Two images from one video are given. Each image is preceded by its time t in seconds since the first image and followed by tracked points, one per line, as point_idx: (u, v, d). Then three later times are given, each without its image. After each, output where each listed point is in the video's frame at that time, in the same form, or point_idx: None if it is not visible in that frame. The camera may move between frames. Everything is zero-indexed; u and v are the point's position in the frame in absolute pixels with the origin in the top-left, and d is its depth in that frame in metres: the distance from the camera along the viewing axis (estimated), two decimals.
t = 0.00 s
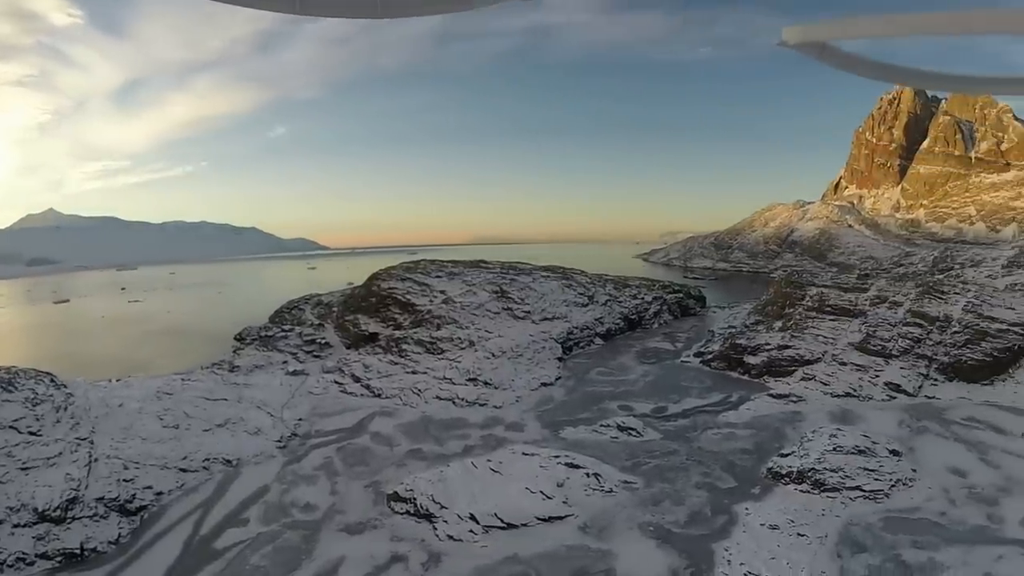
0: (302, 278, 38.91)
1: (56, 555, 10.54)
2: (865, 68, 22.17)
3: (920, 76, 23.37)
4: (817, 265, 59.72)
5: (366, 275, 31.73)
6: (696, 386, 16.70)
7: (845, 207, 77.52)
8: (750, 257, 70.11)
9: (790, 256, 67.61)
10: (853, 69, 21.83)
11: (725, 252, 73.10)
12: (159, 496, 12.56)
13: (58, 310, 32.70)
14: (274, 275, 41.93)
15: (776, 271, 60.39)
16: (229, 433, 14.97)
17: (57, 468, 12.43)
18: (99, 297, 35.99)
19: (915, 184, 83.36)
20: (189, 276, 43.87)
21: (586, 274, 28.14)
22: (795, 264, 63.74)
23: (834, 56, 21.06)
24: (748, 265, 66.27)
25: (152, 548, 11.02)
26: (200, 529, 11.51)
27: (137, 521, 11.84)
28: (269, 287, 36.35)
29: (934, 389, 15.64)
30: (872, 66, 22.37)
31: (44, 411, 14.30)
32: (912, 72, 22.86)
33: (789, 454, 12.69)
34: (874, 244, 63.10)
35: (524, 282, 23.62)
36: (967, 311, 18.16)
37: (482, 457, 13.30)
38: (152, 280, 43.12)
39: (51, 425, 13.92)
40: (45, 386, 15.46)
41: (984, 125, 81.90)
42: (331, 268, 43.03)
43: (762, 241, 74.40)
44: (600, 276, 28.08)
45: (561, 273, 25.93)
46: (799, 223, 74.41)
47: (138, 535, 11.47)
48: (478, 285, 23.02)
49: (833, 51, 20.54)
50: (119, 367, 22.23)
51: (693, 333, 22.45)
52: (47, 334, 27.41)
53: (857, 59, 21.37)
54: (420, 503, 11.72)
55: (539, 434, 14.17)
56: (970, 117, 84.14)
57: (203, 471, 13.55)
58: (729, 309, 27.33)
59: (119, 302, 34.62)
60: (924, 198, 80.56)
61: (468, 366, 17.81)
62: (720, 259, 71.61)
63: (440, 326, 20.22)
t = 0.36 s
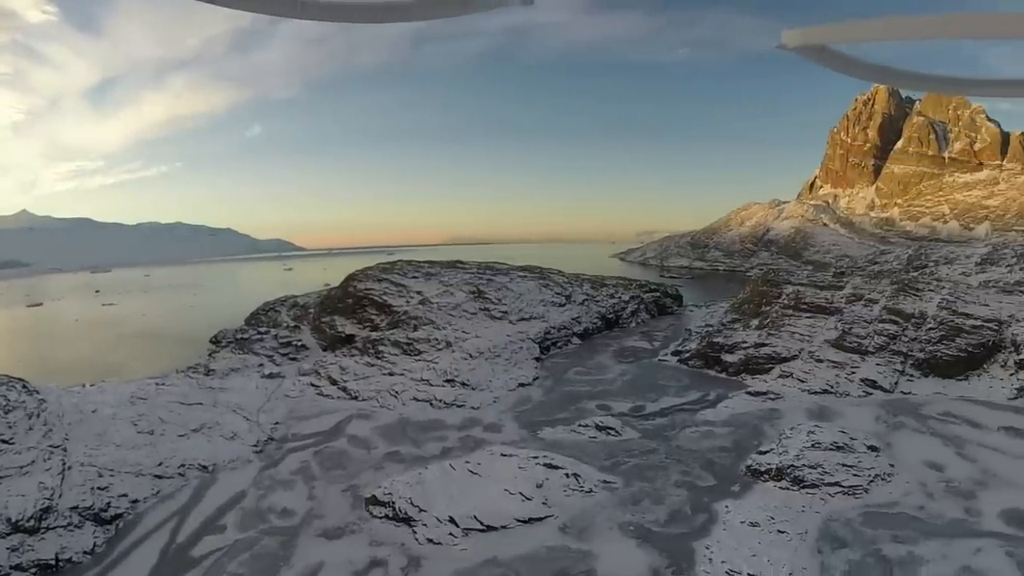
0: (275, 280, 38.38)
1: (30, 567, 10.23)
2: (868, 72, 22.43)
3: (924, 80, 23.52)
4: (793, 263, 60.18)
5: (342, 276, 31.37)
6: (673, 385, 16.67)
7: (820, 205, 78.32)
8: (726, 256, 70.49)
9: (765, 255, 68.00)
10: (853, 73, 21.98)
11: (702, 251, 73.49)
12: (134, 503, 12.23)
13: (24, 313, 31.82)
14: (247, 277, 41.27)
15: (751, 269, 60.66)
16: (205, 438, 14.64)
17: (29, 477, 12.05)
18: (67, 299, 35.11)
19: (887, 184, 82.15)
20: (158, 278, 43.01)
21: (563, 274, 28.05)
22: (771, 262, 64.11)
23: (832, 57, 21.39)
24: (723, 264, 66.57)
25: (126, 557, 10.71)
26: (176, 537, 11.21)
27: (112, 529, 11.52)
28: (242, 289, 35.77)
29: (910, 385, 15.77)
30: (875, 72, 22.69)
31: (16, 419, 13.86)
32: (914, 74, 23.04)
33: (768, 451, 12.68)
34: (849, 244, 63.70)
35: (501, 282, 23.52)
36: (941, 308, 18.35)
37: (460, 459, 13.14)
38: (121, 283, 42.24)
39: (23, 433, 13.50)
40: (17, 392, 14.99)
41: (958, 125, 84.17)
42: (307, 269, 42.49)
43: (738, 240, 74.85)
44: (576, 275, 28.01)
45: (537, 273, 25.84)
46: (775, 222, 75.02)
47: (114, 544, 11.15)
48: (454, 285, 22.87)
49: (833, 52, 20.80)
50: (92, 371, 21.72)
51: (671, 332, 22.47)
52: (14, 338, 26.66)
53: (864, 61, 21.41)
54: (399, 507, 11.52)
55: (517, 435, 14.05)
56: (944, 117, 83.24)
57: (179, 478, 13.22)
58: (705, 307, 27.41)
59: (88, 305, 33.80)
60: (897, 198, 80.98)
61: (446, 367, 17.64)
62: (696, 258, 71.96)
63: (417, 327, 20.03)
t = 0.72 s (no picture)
0: (249, 282, 37.91)
1: None
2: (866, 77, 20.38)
3: (930, 83, 21.34)
4: (767, 262, 60.85)
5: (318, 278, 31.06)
6: (651, 384, 16.65)
7: (794, 205, 79.30)
8: (701, 255, 71.02)
9: (740, 254, 68.63)
10: (852, 77, 19.96)
11: (677, 250, 73.96)
12: (108, 513, 11.88)
13: None
14: (219, 279, 40.71)
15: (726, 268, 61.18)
16: (180, 444, 14.28)
17: None
18: (36, 304, 34.37)
19: (864, 184, 85.59)
20: (128, 282, 42.25)
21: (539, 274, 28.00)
22: (745, 261, 64.71)
23: (833, 62, 18.99)
24: (698, 263, 66.99)
25: (99, 569, 10.38)
26: (151, 546, 10.89)
27: (87, 539, 11.18)
28: (216, 292, 35.26)
29: (885, 380, 15.91)
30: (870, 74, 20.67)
31: None
32: (916, 76, 20.80)
33: (746, 449, 12.69)
34: (823, 242, 64.58)
35: (477, 282, 23.41)
36: (915, 305, 18.53)
37: (438, 461, 12.98)
38: (90, 287, 41.43)
39: None
40: None
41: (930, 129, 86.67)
42: (282, 271, 42.04)
43: (713, 240, 75.45)
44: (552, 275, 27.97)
45: (513, 273, 25.73)
46: (749, 222, 75.74)
47: (88, 555, 10.82)
48: (430, 286, 22.70)
49: (834, 59, 18.37)
50: (66, 376, 21.27)
51: (647, 331, 22.50)
52: None
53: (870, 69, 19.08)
54: (377, 511, 11.29)
55: (494, 436, 13.94)
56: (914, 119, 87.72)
57: (154, 486, 12.86)
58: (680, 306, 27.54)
59: (58, 309, 33.04)
60: (872, 198, 83.30)
61: (422, 368, 17.48)
62: (671, 257, 72.41)
63: (393, 328, 19.83)
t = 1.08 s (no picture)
0: (220, 285, 37.35)
1: None
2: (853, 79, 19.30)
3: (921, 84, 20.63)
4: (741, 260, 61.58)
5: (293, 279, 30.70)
6: (627, 383, 16.64)
7: (768, 205, 80.34)
8: (677, 254, 71.47)
9: (716, 252, 69.23)
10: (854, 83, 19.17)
11: (653, 249, 74.28)
12: (82, 522, 11.48)
13: None
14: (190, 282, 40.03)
15: (702, 267, 61.66)
16: (154, 450, 13.91)
17: None
18: None
19: (836, 184, 86.68)
20: (95, 286, 41.38)
21: (516, 274, 27.94)
22: (721, 259, 65.24)
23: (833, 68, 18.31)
24: (674, 262, 67.33)
25: None
26: (125, 556, 10.54)
27: (61, 551, 10.79)
28: (187, 295, 34.68)
29: (860, 376, 16.06)
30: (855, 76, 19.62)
31: None
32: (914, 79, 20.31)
33: (724, 447, 12.69)
34: (798, 240, 65.41)
35: (452, 283, 23.29)
36: (889, 302, 18.71)
37: (416, 464, 12.81)
38: (54, 290, 40.46)
39: None
40: None
41: (902, 127, 86.89)
42: (256, 273, 41.55)
43: (688, 239, 75.89)
44: (528, 275, 27.93)
45: (490, 274, 25.62)
46: (724, 221, 76.40)
47: (62, 566, 10.44)
48: (406, 287, 22.52)
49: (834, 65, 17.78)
50: (36, 381, 20.75)
51: (623, 330, 22.53)
52: None
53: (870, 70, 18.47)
54: (354, 516, 11.06)
55: (472, 438, 13.82)
56: (888, 120, 89.26)
57: (128, 494, 12.45)
58: (655, 305, 27.67)
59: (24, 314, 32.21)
60: (846, 195, 84.67)
61: (398, 370, 17.32)
62: (647, 256, 72.70)
63: (368, 330, 19.62)
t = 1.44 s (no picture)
0: (198, 287, 36.92)
1: None
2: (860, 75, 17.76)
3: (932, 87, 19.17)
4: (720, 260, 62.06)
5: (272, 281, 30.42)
6: (608, 383, 16.61)
7: (747, 205, 81.14)
8: (656, 254, 71.71)
9: (695, 253, 69.74)
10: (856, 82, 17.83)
11: (632, 249, 74.43)
12: (59, 531, 11.16)
13: None
14: (165, 284, 39.46)
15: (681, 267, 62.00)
16: (132, 456, 13.61)
17: None
18: None
19: (814, 184, 87.67)
20: (67, 289, 40.67)
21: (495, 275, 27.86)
22: (700, 259, 65.67)
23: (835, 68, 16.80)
24: (654, 262, 67.57)
25: None
26: (103, 565, 10.26)
27: (38, 560, 10.47)
28: (163, 297, 34.18)
29: (839, 374, 16.18)
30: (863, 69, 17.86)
31: None
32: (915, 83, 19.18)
33: (705, 446, 12.68)
34: (776, 240, 66.04)
35: (432, 284, 23.16)
36: (868, 301, 18.86)
37: (396, 468, 12.66)
38: (23, 294, 39.68)
39: None
40: None
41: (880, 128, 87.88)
42: (233, 275, 41.12)
43: (667, 239, 76.14)
44: (507, 276, 27.88)
45: (469, 274, 25.50)
46: (703, 221, 76.88)
47: None
48: (385, 288, 22.35)
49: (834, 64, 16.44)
50: (11, 386, 20.35)
51: (603, 330, 22.53)
52: None
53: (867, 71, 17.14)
54: (334, 520, 10.82)
55: (452, 440, 13.71)
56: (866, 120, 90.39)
57: (105, 501, 12.12)
58: (634, 305, 27.76)
59: None
60: (824, 196, 85.67)
61: (378, 372, 17.17)
62: (626, 256, 72.78)
63: (347, 332, 19.44)
